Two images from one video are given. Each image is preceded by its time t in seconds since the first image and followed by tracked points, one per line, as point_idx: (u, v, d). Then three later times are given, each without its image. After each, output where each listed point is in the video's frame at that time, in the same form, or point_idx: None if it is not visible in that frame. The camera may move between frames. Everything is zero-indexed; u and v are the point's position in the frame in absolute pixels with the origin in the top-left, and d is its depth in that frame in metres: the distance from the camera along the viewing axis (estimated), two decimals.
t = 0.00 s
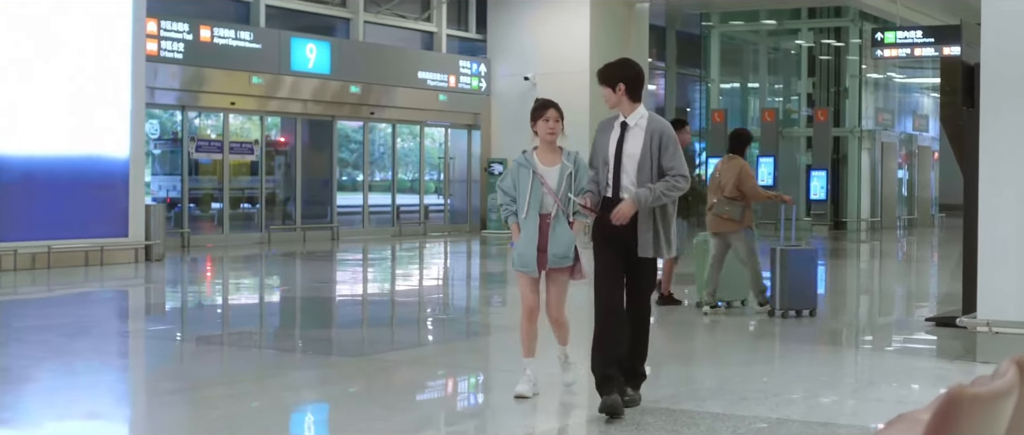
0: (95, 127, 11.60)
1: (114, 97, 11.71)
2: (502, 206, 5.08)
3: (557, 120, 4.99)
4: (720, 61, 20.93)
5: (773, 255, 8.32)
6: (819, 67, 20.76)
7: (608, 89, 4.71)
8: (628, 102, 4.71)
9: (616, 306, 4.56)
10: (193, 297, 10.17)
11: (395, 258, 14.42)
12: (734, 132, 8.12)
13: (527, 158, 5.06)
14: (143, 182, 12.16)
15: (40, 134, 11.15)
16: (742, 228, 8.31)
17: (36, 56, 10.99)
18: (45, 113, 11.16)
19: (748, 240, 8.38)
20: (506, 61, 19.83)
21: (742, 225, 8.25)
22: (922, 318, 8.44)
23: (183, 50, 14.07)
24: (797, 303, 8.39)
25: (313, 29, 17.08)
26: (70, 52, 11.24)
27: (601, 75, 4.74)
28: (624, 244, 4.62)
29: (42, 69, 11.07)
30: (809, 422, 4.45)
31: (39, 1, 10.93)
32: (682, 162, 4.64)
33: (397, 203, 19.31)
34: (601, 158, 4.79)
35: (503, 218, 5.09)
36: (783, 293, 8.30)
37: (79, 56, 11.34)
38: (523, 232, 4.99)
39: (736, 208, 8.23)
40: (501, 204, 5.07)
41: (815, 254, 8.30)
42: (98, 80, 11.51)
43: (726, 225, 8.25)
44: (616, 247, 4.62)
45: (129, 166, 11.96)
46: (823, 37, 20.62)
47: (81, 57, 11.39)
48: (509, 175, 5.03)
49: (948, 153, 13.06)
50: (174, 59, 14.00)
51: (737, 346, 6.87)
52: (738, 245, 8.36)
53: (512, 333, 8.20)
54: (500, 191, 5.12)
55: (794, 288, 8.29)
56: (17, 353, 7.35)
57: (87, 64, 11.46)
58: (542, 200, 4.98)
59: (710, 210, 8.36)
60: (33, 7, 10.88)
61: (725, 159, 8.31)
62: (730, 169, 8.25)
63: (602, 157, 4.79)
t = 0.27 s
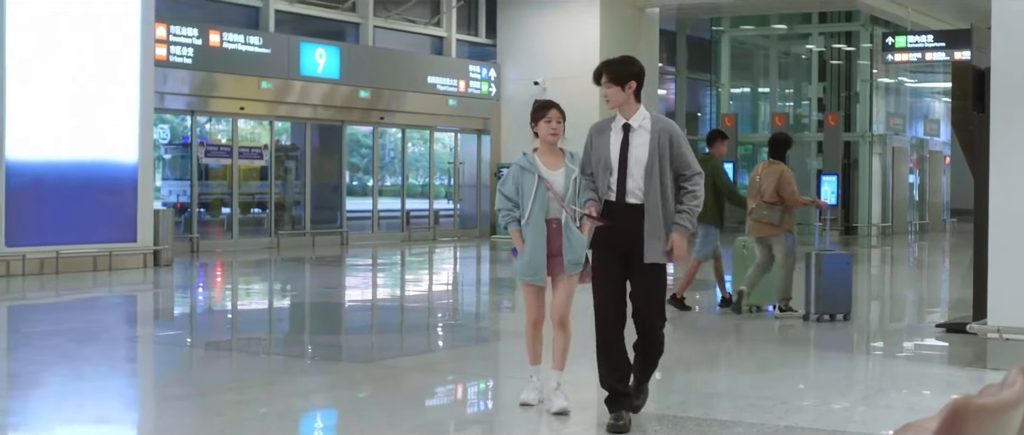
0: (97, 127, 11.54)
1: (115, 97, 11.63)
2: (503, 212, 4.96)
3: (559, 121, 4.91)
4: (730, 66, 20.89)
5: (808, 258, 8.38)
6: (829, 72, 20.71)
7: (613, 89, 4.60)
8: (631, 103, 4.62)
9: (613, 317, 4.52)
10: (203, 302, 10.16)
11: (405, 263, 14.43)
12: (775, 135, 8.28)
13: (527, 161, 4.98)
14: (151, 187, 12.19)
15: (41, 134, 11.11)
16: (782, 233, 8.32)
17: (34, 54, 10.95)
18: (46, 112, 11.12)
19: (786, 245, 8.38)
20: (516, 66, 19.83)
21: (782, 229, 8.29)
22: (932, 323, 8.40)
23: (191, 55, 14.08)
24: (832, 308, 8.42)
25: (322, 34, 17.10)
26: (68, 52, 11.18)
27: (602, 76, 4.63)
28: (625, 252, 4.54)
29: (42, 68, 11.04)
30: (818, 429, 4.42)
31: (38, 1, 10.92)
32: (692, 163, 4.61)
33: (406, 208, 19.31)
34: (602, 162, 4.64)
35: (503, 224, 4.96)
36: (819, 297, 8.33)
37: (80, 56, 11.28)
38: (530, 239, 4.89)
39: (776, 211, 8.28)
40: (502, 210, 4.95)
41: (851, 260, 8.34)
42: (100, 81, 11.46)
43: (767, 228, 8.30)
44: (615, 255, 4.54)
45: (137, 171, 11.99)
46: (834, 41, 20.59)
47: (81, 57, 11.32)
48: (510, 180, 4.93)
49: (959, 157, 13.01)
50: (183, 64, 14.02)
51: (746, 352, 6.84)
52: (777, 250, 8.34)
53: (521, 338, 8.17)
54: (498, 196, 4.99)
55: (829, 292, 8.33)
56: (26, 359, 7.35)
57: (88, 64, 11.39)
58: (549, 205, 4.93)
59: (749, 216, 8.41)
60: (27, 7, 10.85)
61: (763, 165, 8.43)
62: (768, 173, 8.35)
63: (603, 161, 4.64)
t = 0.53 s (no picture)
0: (96, 127, 11.51)
1: (117, 97, 11.64)
2: (516, 219, 4.92)
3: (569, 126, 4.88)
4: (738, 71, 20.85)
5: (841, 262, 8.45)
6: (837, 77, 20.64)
7: (633, 91, 4.42)
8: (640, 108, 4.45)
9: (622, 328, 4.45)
10: (209, 308, 10.16)
11: (411, 269, 14.42)
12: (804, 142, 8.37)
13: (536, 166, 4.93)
14: (156, 193, 12.20)
15: (43, 135, 11.10)
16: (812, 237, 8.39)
17: (36, 54, 10.94)
18: (46, 112, 11.08)
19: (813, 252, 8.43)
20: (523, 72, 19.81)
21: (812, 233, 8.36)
22: (939, 330, 8.34)
23: (198, 61, 14.10)
24: (865, 313, 8.54)
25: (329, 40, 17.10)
26: (71, 52, 11.19)
27: (621, 75, 4.42)
28: (632, 260, 4.40)
29: (42, 68, 11.00)
30: None
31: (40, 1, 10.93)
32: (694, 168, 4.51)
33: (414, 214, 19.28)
34: (609, 168, 4.46)
35: (516, 232, 4.91)
36: (853, 302, 8.45)
37: (82, 58, 11.28)
38: (542, 246, 4.82)
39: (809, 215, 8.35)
40: (515, 217, 4.91)
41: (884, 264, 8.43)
42: (102, 80, 11.45)
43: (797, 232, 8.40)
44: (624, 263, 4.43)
45: (142, 177, 12.02)
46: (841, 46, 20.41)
47: (84, 57, 11.33)
48: (521, 186, 4.90)
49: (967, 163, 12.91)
50: (189, 70, 14.02)
51: (755, 360, 6.79)
52: (805, 255, 8.37)
53: (526, 345, 8.13)
54: (510, 203, 4.95)
55: (863, 297, 8.45)
56: (32, 365, 7.34)
57: (89, 65, 11.40)
58: (560, 212, 4.85)
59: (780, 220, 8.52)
60: (32, 6, 10.89)
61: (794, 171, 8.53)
62: (797, 180, 8.45)
63: (610, 167, 4.45)
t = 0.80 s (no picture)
0: (96, 127, 11.49)
1: (118, 97, 11.62)
2: (515, 221, 4.82)
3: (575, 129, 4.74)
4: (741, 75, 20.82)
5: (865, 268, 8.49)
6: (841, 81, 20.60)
7: (658, 93, 4.29)
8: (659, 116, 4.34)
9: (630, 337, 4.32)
10: (211, 312, 10.14)
11: (414, 273, 14.39)
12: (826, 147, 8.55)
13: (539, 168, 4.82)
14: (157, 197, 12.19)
15: (43, 136, 11.09)
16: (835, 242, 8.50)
17: (36, 55, 10.93)
18: (46, 115, 11.06)
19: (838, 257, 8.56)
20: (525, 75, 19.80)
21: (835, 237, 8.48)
22: (942, 334, 8.31)
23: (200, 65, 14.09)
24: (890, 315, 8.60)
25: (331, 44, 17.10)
26: (71, 52, 11.17)
27: (648, 75, 4.27)
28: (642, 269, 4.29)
29: (41, 69, 10.98)
30: None
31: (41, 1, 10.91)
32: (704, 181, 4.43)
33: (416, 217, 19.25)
34: (621, 176, 4.35)
35: (515, 234, 4.82)
36: (877, 307, 8.50)
37: (82, 59, 11.27)
38: (542, 250, 4.72)
39: (832, 220, 8.48)
40: (514, 218, 4.81)
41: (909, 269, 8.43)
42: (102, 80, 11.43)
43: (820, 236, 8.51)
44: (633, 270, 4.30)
45: (142, 181, 12.01)
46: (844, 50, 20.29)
47: (84, 57, 11.31)
48: (521, 188, 4.79)
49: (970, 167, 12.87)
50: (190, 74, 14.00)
51: (757, 364, 6.75)
52: (830, 259, 8.50)
53: (528, 349, 8.11)
54: (511, 205, 4.85)
55: (886, 300, 8.51)
56: (32, 368, 7.32)
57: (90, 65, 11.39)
58: (561, 216, 4.74)
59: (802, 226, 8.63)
60: (33, 6, 10.87)
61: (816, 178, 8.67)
62: (820, 185, 8.58)
63: (623, 175, 4.34)
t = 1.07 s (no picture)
0: (96, 127, 11.46)
1: (119, 98, 11.61)
2: (515, 232, 4.73)
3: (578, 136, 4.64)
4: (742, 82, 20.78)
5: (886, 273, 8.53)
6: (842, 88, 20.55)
7: (671, 91, 3.96)
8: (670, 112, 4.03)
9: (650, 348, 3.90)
10: (212, 319, 10.09)
11: (416, 281, 14.35)
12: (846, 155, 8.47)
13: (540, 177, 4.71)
14: (157, 204, 12.15)
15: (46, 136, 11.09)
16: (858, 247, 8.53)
17: (36, 52, 10.92)
18: (46, 114, 11.04)
19: (863, 261, 8.58)
20: (526, 83, 19.77)
21: (857, 244, 8.50)
22: (944, 343, 8.25)
23: (200, 72, 14.06)
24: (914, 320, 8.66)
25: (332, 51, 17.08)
26: (71, 52, 11.15)
27: (662, 72, 3.93)
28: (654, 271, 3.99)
29: (39, 67, 10.94)
30: None
31: (40, 1, 10.90)
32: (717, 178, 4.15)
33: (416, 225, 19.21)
34: (631, 172, 4.05)
35: (515, 246, 4.73)
36: (903, 313, 8.55)
37: (82, 59, 11.25)
38: (541, 263, 4.63)
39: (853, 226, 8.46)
40: (514, 229, 4.72)
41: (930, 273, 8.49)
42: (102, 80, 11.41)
43: (842, 243, 8.52)
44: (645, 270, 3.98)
45: (142, 189, 11.97)
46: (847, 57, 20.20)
47: (84, 57, 11.28)
48: (521, 199, 4.70)
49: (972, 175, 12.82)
50: (190, 81, 13.98)
51: (757, 373, 6.69)
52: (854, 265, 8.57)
53: (530, 358, 8.05)
54: (510, 214, 4.76)
55: (910, 305, 8.56)
56: (31, 376, 7.27)
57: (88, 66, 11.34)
58: (561, 227, 4.64)
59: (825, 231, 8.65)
60: (33, 6, 10.86)
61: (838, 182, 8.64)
62: (842, 190, 8.55)
63: (634, 171, 4.05)
